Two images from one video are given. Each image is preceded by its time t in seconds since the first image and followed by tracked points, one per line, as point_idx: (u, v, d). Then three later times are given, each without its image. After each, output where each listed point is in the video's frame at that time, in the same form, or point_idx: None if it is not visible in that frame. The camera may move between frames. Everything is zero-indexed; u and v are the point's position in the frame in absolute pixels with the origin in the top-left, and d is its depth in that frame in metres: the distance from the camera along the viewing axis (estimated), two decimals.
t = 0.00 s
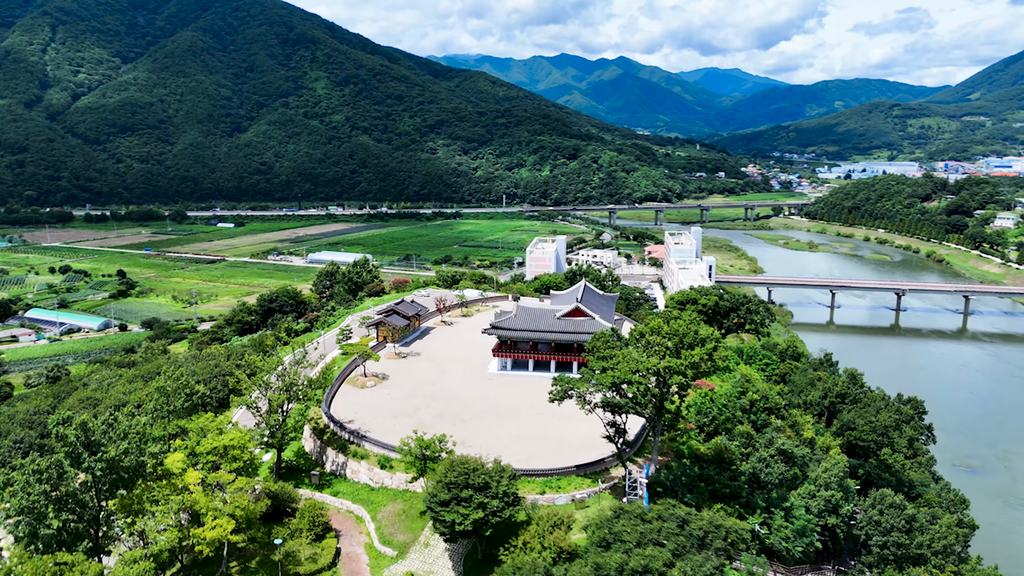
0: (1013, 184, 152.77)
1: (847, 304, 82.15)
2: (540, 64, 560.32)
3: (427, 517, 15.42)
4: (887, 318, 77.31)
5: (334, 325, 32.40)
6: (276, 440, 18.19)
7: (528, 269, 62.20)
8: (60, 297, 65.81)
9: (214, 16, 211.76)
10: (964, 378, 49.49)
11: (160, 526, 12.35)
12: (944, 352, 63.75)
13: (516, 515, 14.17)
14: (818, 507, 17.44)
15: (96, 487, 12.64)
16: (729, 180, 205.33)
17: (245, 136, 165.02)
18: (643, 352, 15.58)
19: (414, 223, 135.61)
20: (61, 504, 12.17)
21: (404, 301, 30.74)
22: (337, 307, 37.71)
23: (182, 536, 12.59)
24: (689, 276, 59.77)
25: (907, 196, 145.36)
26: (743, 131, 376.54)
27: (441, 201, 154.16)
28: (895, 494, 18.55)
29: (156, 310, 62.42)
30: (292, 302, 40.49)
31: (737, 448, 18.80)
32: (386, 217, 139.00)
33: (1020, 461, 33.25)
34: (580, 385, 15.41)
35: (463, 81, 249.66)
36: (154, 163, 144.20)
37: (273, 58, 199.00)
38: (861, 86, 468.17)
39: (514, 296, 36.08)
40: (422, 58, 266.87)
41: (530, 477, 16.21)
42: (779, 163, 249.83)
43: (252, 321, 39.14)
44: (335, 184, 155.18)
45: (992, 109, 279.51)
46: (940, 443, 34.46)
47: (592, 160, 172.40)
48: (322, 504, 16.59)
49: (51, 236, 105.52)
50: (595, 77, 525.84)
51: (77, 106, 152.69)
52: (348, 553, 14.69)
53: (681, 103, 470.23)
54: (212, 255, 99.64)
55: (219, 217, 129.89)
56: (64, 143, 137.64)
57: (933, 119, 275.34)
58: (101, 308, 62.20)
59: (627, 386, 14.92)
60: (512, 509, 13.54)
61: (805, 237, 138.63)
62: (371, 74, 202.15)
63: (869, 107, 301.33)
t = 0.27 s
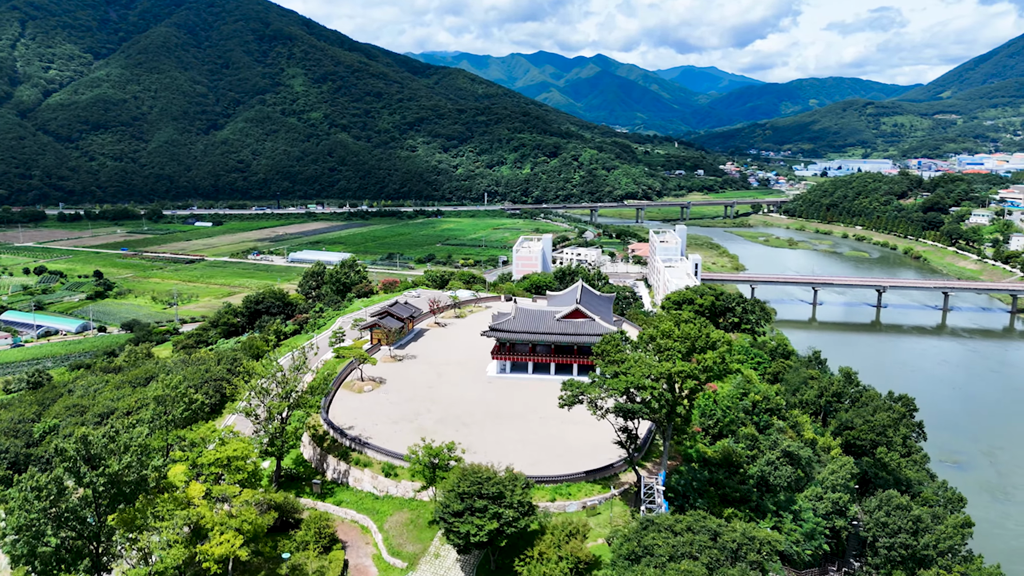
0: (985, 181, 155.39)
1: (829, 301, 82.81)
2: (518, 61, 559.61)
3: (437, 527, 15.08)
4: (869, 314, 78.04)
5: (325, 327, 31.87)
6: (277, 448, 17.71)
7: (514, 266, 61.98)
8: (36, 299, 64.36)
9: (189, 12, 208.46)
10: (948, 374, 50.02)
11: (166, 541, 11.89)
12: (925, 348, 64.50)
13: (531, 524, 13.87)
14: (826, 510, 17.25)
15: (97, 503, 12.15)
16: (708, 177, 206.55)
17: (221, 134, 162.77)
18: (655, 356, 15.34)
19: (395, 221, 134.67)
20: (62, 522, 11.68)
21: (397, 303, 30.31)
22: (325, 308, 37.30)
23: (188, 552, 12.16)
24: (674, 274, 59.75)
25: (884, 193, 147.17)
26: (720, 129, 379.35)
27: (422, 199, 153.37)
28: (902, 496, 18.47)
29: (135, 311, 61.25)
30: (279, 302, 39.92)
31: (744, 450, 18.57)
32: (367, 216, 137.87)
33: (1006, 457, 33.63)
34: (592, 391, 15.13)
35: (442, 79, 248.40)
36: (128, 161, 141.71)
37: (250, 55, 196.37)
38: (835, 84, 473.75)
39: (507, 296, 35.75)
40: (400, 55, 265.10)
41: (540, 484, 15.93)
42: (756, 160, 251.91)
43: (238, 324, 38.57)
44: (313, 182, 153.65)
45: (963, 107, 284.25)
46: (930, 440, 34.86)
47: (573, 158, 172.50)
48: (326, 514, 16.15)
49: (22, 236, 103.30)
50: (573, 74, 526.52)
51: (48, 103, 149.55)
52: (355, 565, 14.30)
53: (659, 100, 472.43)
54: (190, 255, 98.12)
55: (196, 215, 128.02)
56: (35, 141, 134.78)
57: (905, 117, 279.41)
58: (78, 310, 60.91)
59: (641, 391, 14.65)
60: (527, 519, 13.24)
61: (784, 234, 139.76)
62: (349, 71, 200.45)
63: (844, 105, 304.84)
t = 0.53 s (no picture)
0: (960, 177, 157.66)
1: (812, 297, 83.47)
2: (496, 58, 558.37)
3: (447, 536, 14.76)
4: (850, 310, 78.79)
5: (316, 330, 31.32)
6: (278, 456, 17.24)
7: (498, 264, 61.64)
8: (10, 301, 62.84)
9: (162, 7, 204.93)
10: (931, 369, 50.59)
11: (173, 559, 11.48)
12: (905, 344, 65.30)
13: (548, 532, 13.58)
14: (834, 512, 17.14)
15: (100, 521, 11.70)
16: (687, 175, 207.60)
17: (197, 131, 160.35)
18: (669, 363, 15.04)
19: (376, 219, 133.68)
20: (64, 541, 11.21)
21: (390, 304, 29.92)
22: (314, 310, 36.81)
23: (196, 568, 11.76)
24: (661, 273, 59.66)
25: (861, 190, 148.76)
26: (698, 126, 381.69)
27: (402, 196, 152.46)
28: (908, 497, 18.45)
29: (113, 313, 60.01)
30: (266, 304, 39.26)
31: (751, 453, 18.39)
32: (347, 214, 136.66)
33: (991, 452, 34.05)
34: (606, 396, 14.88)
35: (420, 75, 246.83)
36: (102, 159, 139.10)
37: (225, 51, 193.56)
38: (810, 82, 478.91)
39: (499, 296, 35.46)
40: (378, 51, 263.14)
41: (550, 490, 15.65)
42: (734, 158, 253.84)
43: (224, 326, 37.97)
44: (291, 180, 151.95)
45: (936, 105, 288.54)
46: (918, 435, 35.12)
47: (553, 156, 172.47)
48: (331, 524, 15.74)
49: None
50: (551, 71, 526.86)
51: (17, 100, 146.24)
52: None
53: (637, 98, 474.21)
54: (167, 254, 96.56)
55: (173, 214, 126.00)
56: (4, 138, 131.80)
57: (879, 115, 283.09)
58: (54, 312, 59.53)
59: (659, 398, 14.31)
60: (544, 529, 12.98)
61: (764, 231, 140.73)
62: (327, 67, 198.58)
63: (819, 103, 308.10)
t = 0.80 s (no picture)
0: (934, 174, 159.90)
1: (794, 294, 84.19)
2: (473, 55, 556.84)
3: (458, 545, 14.40)
4: (832, 307, 79.57)
5: (306, 333, 30.79)
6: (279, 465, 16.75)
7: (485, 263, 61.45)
8: None
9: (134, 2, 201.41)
10: (914, 364, 51.16)
11: None
12: (886, 340, 66.04)
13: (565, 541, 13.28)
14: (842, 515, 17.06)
15: (104, 540, 11.19)
16: (666, 172, 208.53)
17: (172, 128, 157.84)
18: (682, 367, 14.75)
19: (357, 217, 132.63)
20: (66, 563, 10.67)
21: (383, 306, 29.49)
22: (301, 312, 36.24)
23: None
24: (647, 271, 59.50)
25: (839, 187, 150.27)
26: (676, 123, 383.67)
27: (382, 194, 151.49)
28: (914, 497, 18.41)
29: (92, 315, 58.79)
30: (252, 306, 38.60)
31: (759, 455, 18.22)
32: (327, 212, 135.42)
33: (977, 446, 34.42)
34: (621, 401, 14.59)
35: (399, 72, 245.10)
36: (74, 156, 136.44)
37: (200, 47, 190.61)
38: (785, 80, 483.79)
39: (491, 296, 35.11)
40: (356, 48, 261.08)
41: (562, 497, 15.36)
42: (711, 155, 255.57)
43: (209, 328, 37.30)
44: (269, 178, 150.18)
45: (909, 103, 292.60)
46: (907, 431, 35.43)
47: (534, 153, 172.35)
48: (338, 535, 15.29)
49: None
50: (529, 69, 526.71)
51: None
52: None
53: (615, 95, 475.89)
54: (144, 254, 95.01)
55: (149, 213, 124.00)
56: None
57: (853, 113, 286.48)
58: (30, 314, 58.21)
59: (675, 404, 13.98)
60: (562, 539, 12.69)
61: (744, 228, 141.69)
62: (304, 64, 196.58)
63: (794, 100, 311.23)
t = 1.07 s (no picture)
0: (909, 171, 162.07)
1: (777, 291, 84.74)
2: (451, 52, 554.36)
3: (470, 555, 14.09)
4: (814, 303, 80.22)
5: (298, 335, 30.26)
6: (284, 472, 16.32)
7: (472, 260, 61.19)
8: None
9: None
10: (898, 360, 51.64)
11: None
12: (869, 336, 66.64)
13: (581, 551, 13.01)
14: (849, 515, 16.99)
15: (109, 561, 10.74)
16: (646, 170, 209.26)
17: (146, 125, 155.14)
18: (696, 371, 14.49)
19: (337, 215, 131.47)
20: None
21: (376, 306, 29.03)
22: (290, 313, 35.70)
23: None
24: (633, 269, 59.31)
25: (817, 184, 151.74)
26: (654, 121, 385.37)
27: (362, 191, 150.39)
28: (917, 497, 18.44)
29: (69, 316, 57.54)
30: (239, 307, 37.91)
31: (767, 458, 18.08)
32: (306, 210, 134.07)
33: (963, 441, 34.74)
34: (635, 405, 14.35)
35: (377, 69, 243.18)
36: (45, 154, 133.60)
37: (174, 42, 187.52)
38: (761, 78, 488.10)
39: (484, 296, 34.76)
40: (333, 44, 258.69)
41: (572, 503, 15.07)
42: (690, 152, 256.98)
43: (194, 330, 36.61)
44: (246, 176, 148.33)
45: (882, 101, 296.49)
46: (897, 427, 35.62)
47: (514, 151, 172.01)
48: (342, 546, 14.85)
49: None
50: (506, 66, 525.73)
51: None
52: None
53: (593, 92, 476.81)
54: (121, 253, 93.39)
55: (124, 211, 121.93)
56: None
57: (828, 110, 289.71)
58: (4, 317, 56.78)
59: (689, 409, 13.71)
60: (580, 550, 12.43)
61: (724, 225, 142.56)
62: (280, 60, 194.35)
63: (770, 98, 313.82)
